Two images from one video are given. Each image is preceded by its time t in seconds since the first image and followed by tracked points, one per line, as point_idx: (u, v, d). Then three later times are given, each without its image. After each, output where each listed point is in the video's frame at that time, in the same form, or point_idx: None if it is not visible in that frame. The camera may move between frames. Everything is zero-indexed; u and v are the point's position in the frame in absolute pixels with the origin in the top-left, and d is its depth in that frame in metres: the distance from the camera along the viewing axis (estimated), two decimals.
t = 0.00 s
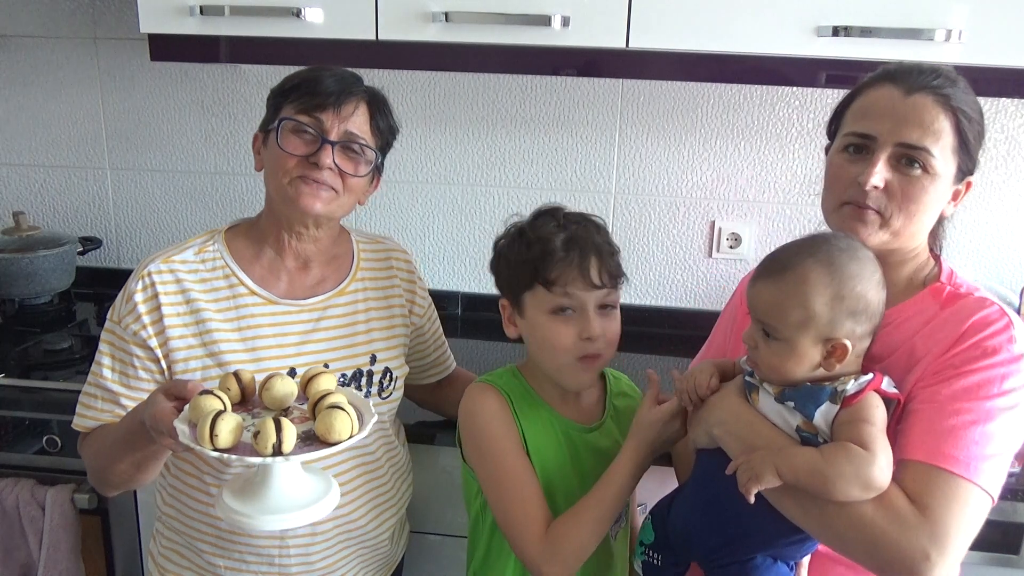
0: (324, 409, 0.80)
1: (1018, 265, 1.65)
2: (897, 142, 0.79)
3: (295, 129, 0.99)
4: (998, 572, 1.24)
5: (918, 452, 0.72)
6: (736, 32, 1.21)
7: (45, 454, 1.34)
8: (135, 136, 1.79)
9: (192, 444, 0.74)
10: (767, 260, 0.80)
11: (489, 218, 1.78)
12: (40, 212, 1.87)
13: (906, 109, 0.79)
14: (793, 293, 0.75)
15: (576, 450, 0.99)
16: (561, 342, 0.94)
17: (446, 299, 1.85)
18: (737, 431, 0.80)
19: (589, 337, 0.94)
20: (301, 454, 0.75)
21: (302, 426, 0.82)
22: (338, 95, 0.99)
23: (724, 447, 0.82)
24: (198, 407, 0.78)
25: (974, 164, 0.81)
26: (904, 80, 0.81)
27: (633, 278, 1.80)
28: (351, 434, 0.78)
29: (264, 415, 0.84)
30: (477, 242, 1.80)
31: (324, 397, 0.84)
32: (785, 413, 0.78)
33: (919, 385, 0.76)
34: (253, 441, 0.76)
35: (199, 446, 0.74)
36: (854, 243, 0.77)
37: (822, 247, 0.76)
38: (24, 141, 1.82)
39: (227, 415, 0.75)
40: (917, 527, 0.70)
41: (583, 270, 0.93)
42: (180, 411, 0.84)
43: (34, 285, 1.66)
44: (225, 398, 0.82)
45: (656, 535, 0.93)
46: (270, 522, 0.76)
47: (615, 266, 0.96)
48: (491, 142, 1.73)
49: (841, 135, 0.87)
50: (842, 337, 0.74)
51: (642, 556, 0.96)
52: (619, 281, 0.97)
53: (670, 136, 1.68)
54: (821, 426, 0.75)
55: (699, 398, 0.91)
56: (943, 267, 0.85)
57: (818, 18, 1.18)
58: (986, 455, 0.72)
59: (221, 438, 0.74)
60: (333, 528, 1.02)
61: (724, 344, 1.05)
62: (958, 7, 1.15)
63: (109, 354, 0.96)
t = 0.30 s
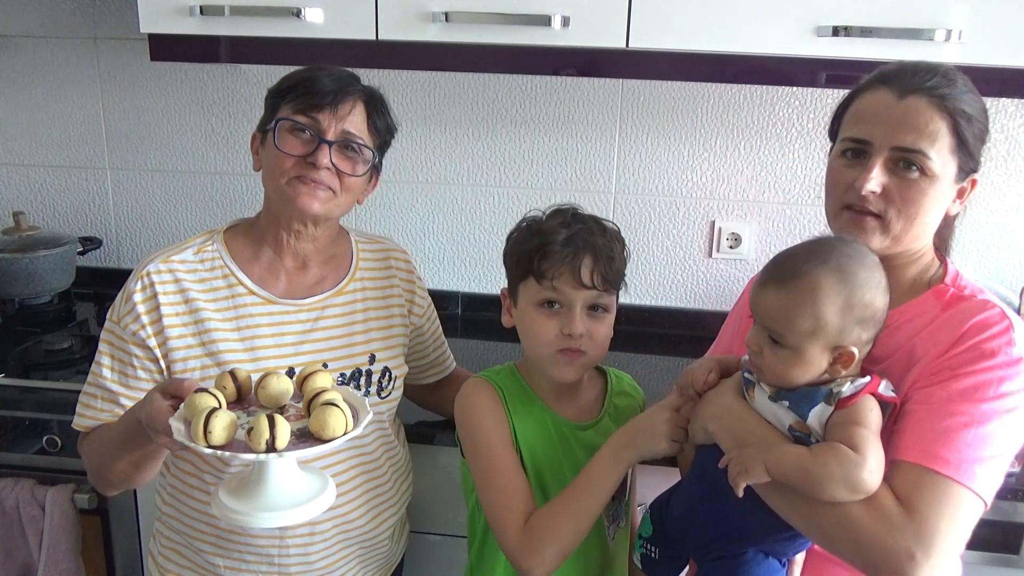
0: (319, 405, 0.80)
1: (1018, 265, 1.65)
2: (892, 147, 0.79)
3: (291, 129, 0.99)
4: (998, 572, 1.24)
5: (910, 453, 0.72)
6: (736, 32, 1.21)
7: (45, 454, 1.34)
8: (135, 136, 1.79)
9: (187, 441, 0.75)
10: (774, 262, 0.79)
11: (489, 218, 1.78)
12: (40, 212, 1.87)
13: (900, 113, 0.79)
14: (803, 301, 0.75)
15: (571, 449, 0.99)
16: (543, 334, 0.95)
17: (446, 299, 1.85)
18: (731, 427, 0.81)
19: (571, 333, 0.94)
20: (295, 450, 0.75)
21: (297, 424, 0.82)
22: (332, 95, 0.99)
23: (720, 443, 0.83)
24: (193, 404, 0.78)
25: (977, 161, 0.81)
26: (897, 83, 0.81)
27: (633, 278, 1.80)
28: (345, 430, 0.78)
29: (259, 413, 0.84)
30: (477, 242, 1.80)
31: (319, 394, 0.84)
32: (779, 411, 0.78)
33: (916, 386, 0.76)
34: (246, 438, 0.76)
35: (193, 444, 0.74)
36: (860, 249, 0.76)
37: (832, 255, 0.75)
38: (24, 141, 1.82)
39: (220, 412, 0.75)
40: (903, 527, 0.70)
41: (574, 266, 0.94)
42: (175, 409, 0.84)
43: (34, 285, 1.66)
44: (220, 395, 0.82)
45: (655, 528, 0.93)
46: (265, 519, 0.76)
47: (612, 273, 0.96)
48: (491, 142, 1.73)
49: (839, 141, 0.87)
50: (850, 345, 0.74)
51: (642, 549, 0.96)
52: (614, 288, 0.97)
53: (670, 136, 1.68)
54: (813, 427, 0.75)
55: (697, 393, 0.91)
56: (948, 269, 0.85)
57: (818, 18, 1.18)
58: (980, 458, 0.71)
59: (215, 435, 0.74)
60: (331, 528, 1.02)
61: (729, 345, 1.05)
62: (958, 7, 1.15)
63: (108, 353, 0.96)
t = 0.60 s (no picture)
0: (319, 403, 0.80)
1: (1018, 265, 1.65)
2: (888, 149, 0.79)
3: (291, 128, 0.99)
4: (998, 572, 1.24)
5: (909, 453, 0.72)
6: (736, 32, 1.21)
7: (45, 454, 1.34)
8: (135, 136, 1.79)
9: (187, 438, 0.75)
10: (788, 261, 0.78)
11: (489, 218, 1.78)
12: (40, 212, 1.87)
13: (896, 115, 0.79)
14: (816, 299, 0.74)
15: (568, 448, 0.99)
16: (528, 335, 0.96)
17: (446, 299, 1.85)
18: (728, 426, 0.81)
19: (554, 334, 0.94)
20: (295, 448, 0.75)
21: (297, 422, 0.82)
22: (332, 93, 0.99)
23: (716, 443, 0.83)
24: (193, 402, 0.78)
25: (975, 161, 0.81)
26: (893, 84, 0.81)
27: (633, 278, 1.80)
28: (345, 428, 0.78)
29: (258, 411, 0.84)
30: (477, 242, 1.80)
31: (319, 392, 0.84)
32: (779, 411, 0.78)
33: (914, 387, 0.76)
34: (246, 436, 0.76)
35: (193, 441, 0.74)
36: (866, 249, 0.76)
37: (847, 255, 0.74)
38: (23, 141, 1.82)
39: (220, 409, 0.75)
40: (902, 528, 0.70)
41: (557, 267, 0.94)
42: (174, 408, 0.84)
43: (34, 285, 1.66)
44: (220, 394, 0.82)
45: (653, 531, 0.93)
46: (266, 517, 0.76)
47: (595, 271, 0.95)
48: (490, 142, 1.73)
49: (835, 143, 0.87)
50: (858, 346, 0.74)
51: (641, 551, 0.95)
52: (600, 287, 0.96)
53: (670, 136, 1.68)
54: (814, 427, 0.75)
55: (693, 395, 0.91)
56: (945, 268, 0.85)
57: (818, 18, 1.18)
58: (979, 458, 0.71)
59: (215, 432, 0.74)
60: (332, 528, 1.02)
61: (726, 345, 1.05)
62: (958, 7, 1.15)
63: (108, 353, 0.96)
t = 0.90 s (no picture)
0: (318, 398, 0.80)
1: (1018, 265, 1.65)
2: (885, 150, 0.79)
3: (290, 128, 0.99)
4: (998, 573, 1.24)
5: (909, 451, 0.72)
6: (737, 32, 1.21)
7: (45, 454, 1.34)
8: (135, 136, 1.79)
9: (187, 434, 0.75)
10: (811, 255, 0.79)
11: (489, 218, 1.78)
12: (40, 212, 1.87)
13: (892, 116, 0.79)
14: (839, 295, 0.74)
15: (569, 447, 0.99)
16: (524, 329, 0.96)
17: (446, 299, 1.85)
18: (728, 426, 0.81)
19: (550, 327, 0.94)
20: (294, 443, 0.75)
21: (296, 418, 0.82)
22: (332, 92, 0.99)
23: (716, 443, 0.83)
24: (192, 398, 0.77)
25: (966, 160, 0.81)
26: (889, 84, 0.81)
27: (633, 278, 1.80)
28: (345, 424, 0.78)
29: (258, 407, 0.83)
30: (477, 242, 1.80)
31: (319, 388, 0.84)
32: (781, 410, 0.79)
33: (911, 386, 0.76)
34: (246, 431, 0.77)
35: (193, 437, 0.74)
36: (873, 248, 0.76)
37: (860, 249, 0.75)
38: (23, 141, 1.82)
39: (220, 404, 0.75)
40: (904, 526, 0.69)
41: (550, 260, 0.94)
42: (174, 405, 0.84)
43: (34, 285, 1.66)
44: (220, 391, 0.82)
45: (648, 535, 0.93)
46: (266, 513, 0.76)
47: (588, 263, 0.95)
48: (490, 142, 1.73)
49: (829, 142, 0.87)
50: (873, 345, 0.75)
51: (636, 556, 0.96)
52: (595, 279, 0.96)
53: (670, 136, 1.68)
54: (817, 427, 0.75)
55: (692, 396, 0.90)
56: (936, 267, 0.85)
57: (818, 18, 1.18)
58: (978, 455, 0.71)
59: (215, 427, 0.74)
60: (332, 527, 1.02)
61: (718, 345, 1.05)
62: (958, 7, 1.15)
63: (109, 353, 0.96)
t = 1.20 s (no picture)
0: (319, 398, 0.81)
1: (1018, 265, 1.65)
2: (843, 145, 0.80)
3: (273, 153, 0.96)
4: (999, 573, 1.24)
5: (913, 451, 0.72)
6: (737, 32, 1.21)
7: (45, 454, 1.34)
8: (135, 136, 1.79)
9: (188, 434, 0.75)
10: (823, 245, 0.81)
11: (490, 218, 1.78)
12: (40, 212, 1.87)
13: (847, 112, 0.81)
14: (847, 275, 0.76)
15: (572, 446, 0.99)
16: (537, 327, 0.97)
17: (446, 299, 1.85)
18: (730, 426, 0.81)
19: (562, 326, 0.95)
20: (295, 443, 0.75)
21: (297, 418, 0.82)
22: (309, 108, 0.94)
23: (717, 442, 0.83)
24: (195, 397, 0.77)
25: (944, 152, 0.79)
26: (848, 87, 0.83)
27: (633, 278, 1.80)
28: (345, 424, 0.78)
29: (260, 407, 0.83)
30: (477, 243, 1.80)
31: (321, 388, 0.84)
32: (787, 407, 0.79)
33: (914, 387, 0.76)
34: (247, 430, 0.77)
35: (194, 436, 0.74)
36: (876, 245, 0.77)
37: (843, 247, 0.77)
38: (24, 141, 1.82)
39: (221, 404, 0.75)
40: (910, 525, 0.69)
41: (565, 260, 0.95)
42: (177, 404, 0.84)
43: (34, 285, 1.66)
44: (222, 390, 0.82)
45: (645, 536, 0.92)
46: (268, 512, 0.77)
47: (604, 264, 0.96)
48: (491, 142, 1.73)
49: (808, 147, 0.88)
50: (881, 329, 0.76)
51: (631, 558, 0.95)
52: (609, 280, 0.97)
53: (670, 136, 1.69)
54: (823, 423, 0.75)
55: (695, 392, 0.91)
56: (937, 270, 0.85)
57: (818, 18, 1.19)
58: (981, 456, 0.72)
59: (215, 427, 0.74)
60: (333, 526, 1.02)
61: (715, 344, 1.05)
62: (958, 7, 1.15)
63: (111, 351, 0.96)
